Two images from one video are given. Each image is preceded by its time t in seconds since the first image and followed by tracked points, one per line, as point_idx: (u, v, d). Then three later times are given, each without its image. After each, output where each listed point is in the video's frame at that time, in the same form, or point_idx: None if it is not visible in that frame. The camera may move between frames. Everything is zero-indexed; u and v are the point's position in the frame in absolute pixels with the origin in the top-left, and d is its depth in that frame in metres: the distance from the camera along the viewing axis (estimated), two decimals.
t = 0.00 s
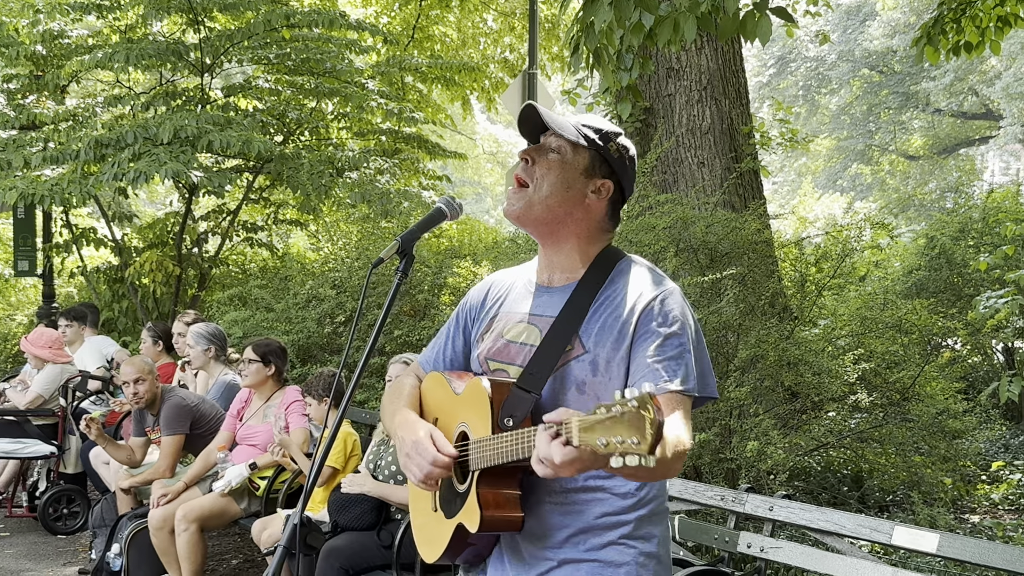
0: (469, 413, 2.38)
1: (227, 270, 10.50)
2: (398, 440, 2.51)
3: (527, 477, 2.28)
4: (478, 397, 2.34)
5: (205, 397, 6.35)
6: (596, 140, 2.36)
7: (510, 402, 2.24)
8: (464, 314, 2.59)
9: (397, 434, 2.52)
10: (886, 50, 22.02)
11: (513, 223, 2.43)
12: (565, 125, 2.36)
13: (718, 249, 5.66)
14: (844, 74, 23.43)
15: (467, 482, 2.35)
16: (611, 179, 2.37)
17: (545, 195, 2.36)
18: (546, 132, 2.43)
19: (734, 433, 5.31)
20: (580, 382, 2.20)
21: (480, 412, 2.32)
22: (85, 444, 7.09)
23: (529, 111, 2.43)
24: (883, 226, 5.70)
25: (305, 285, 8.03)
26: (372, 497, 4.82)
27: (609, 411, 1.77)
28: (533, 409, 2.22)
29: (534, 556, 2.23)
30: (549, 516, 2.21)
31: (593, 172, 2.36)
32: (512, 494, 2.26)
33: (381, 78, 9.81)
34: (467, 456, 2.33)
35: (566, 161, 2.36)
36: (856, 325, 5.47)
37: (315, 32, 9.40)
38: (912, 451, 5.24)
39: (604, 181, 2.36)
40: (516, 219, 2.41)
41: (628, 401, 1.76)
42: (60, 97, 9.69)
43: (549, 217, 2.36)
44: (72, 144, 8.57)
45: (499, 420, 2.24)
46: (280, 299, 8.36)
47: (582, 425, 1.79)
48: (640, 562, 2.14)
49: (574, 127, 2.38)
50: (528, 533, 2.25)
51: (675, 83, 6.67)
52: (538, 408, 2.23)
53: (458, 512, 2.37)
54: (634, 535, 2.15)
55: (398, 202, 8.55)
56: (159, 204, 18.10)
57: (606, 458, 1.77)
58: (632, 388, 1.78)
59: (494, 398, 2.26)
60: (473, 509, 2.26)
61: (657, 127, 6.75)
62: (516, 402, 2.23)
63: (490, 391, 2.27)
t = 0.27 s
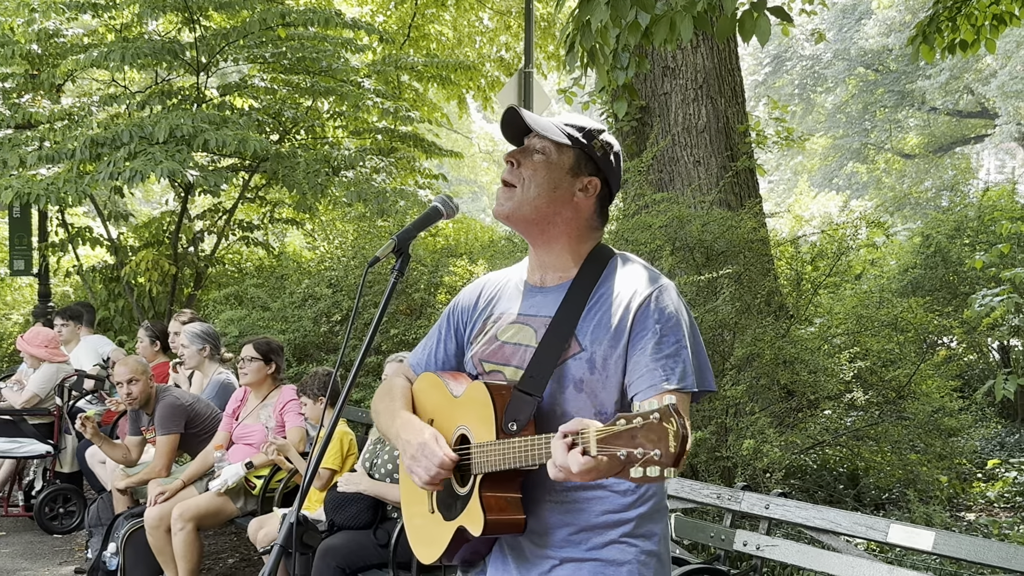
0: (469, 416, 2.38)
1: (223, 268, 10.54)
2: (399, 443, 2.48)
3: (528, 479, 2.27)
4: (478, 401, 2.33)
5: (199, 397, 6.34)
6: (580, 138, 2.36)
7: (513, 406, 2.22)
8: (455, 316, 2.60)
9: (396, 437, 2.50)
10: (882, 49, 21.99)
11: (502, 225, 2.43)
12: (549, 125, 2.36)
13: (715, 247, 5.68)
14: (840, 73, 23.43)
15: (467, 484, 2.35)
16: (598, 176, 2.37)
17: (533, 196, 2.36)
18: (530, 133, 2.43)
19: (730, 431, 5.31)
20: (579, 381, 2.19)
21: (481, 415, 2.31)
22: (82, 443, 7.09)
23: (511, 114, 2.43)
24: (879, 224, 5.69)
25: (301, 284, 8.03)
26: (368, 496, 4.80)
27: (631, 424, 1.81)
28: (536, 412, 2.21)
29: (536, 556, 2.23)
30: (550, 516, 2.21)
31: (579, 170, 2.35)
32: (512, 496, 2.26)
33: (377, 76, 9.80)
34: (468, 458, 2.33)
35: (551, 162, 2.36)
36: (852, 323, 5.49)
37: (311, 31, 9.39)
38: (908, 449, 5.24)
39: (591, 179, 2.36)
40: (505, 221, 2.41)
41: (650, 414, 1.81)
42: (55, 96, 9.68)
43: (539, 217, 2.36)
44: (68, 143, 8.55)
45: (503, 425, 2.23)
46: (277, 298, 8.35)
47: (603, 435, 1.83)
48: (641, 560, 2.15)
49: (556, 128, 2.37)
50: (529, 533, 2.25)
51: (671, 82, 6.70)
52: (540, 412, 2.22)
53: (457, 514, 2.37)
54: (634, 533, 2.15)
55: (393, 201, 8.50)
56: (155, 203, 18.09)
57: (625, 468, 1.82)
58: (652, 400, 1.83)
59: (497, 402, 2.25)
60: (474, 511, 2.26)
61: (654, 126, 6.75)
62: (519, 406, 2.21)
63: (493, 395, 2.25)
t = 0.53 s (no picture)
0: (462, 413, 2.39)
1: (219, 268, 10.53)
2: (389, 454, 2.50)
3: (524, 475, 2.27)
4: (469, 397, 2.35)
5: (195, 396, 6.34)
6: (569, 138, 2.37)
7: (504, 397, 2.24)
8: (445, 321, 2.60)
9: (389, 445, 2.51)
10: (878, 48, 22.05)
11: (493, 226, 2.43)
12: (537, 125, 2.37)
13: (710, 247, 5.66)
14: (836, 71, 23.43)
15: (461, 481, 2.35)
16: (587, 175, 2.38)
17: (524, 196, 2.36)
18: (519, 135, 2.44)
19: (725, 430, 5.32)
20: (574, 377, 2.19)
21: (473, 411, 2.32)
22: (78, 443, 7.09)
23: (500, 116, 2.44)
24: (875, 223, 5.70)
25: (297, 283, 8.03)
26: (364, 496, 4.80)
27: (614, 391, 1.82)
28: (526, 404, 2.21)
29: (535, 556, 2.22)
30: (548, 514, 2.21)
31: (569, 169, 2.37)
32: (507, 490, 2.26)
33: (373, 76, 9.80)
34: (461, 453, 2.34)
35: (541, 161, 2.37)
36: (848, 322, 5.48)
37: (307, 30, 9.39)
38: (904, 448, 5.26)
39: (581, 177, 2.37)
40: (496, 222, 2.41)
41: (633, 379, 1.81)
42: (51, 95, 9.68)
43: (529, 216, 2.36)
44: (64, 142, 8.54)
45: (493, 415, 2.24)
46: (273, 297, 8.35)
47: (587, 405, 1.83)
48: (639, 560, 2.15)
49: (545, 128, 2.38)
50: (527, 533, 2.24)
51: (667, 81, 6.68)
52: (531, 404, 2.22)
53: (452, 513, 2.37)
54: (633, 532, 2.16)
55: (390, 200, 8.55)
56: (151, 202, 18.09)
57: (612, 436, 1.82)
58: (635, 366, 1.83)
59: (486, 392, 2.27)
60: (469, 507, 2.26)
61: (650, 125, 6.76)
62: (510, 396, 2.22)
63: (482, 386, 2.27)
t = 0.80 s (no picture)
0: (458, 414, 2.38)
1: (215, 267, 10.51)
2: (387, 455, 2.49)
3: (519, 474, 2.26)
4: (466, 397, 2.34)
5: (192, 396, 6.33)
6: (555, 140, 2.37)
7: (502, 399, 2.22)
8: (438, 325, 2.61)
9: (385, 447, 2.51)
10: (874, 46, 22.10)
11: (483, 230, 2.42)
12: (523, 129, 2.37)
13: (707, 245, 5.67)
14: (832, 69, 23.43)
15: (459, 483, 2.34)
16: (575, 175, 2.39)
17: (513, 199, 2.35)
18: (504, 138, 2.43)
19: (722, 429, 5.32)
20: (567, 376, 2.18)
21: (470, 412, 2.31)
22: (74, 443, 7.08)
23: (484, 120, 2.43)
24: (871, 222, 5.70)
25: (294, 282, 8.02)
26: (362, 495, 4.81)
27: (622, 393, 1.83)
28: (524, 405, 2.20)
29: (528, 555, 2.23)
30: (541, 515, 2.22)
31: (556, 171, 2.36)
32: (505, 492, 2.25)
33: (369, 75, 9.79)
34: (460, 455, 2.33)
35: (529, 165, 2.36)
36: (844, 321, 5.46)
37: (303, 29, 9.37)
38: (900, 446, 5.27)
39: (569, 178, 2.37)
40: (486, 226, 2.41)
41: (642, 381, 1.82)
42: (47, 94, 9.66)
43: (519, 219, 2.35)
44: (60, 142, 8.53)
45: (493, 418, 2.23)
46: (269, 296, 8.35)
47: (594, 407, 1.84)
48: (632, 560, 2.15)
49: (530, 131, 2.38)
50: (521, 533, 2.25)
51: (663, 79, 6.67)
52: (528, 406, 2.21)
53: (451, 515, 2.37)
54: (626, 532, 2.15)
55: (386, 200, 8.55)
56: (147, 202, 18.08)
57: (617, 439, 1.83)
58: (643, 369, 1.85)
59: (484, 394, 2.25)
60: (469, 509, 2.25)
61: (646, 124, 6.76)
62: (508, 399, 2.21)
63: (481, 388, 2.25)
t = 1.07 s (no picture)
0: (455, 410, 2.38)
1: (212, 266, 10.51)
2: (382, 439, 2.51)
3: (516, 472, 2.27)
4: (464, 393, 2.34)
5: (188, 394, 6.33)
6: (550, 136, 2.36)
7: (500, 396, 2.22)
8: (433, 321, 2.61)
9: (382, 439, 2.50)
10: (870, 45, 22.15)
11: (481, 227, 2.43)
12: (517, 127, 2.36)
13: (704, 244, 5.69)
14: (829, 68, 23.44)
15: (456, 479, 2.34)
16: (571, 171, 2.38)
17: (509, 197, 2.35)
18: (498, 135, 2.43)
19: (719, 427, 5.32)
20: (567, 375, 2.18)
21: (468, 410, 2.31)
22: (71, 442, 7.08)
23: (477, 119, 2.42)
24: (868, 220, 5.71)
25: (291, 281, 8.02)
26: (359, 494, 4.79)
27: (622, 391, 1.82)
28: (522, 402, 2.20)
29: (525, 553, 2.22)
30: (540, 512, 2.21)
31: (552, 167, 2.36)
32: (502, 490, 2.25)
33: (366, 74, 9.78)
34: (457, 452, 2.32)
35: (523, 162, 2.36)
36: (841, 318, 5.47)
37: (299, 28, 9.36)
38: (897, 444, 5.27)
39: (565, 174, 2.36)
40: (484, 224, 2.41)
41: (643, 379, 1.82)
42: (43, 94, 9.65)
43: (516, 216, 2.35)
44: (56, 141, 8.52)
45: (491, 415, 2.22)
46: (266, 295, 8.34)
47: (593, 404, 1.84)
48: (630, 556, 2.15)
49: (524, 127, 2.37)
50: (519, 531, 2.24)
51: (660, 78, 6.68)
52: (526, 403, 2.21)
53: (446, 512, 2.36)
54: (624, 529, 2.15)
55: (383, 198, 8.51)
56: (145, 201, 18.07)
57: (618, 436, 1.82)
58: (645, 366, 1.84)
59: (483, 391, 2.25)
60: (465, 506, 2.24)
61: (643, 122, 6.76)
62: (505, 395, 2.21)
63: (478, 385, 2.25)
